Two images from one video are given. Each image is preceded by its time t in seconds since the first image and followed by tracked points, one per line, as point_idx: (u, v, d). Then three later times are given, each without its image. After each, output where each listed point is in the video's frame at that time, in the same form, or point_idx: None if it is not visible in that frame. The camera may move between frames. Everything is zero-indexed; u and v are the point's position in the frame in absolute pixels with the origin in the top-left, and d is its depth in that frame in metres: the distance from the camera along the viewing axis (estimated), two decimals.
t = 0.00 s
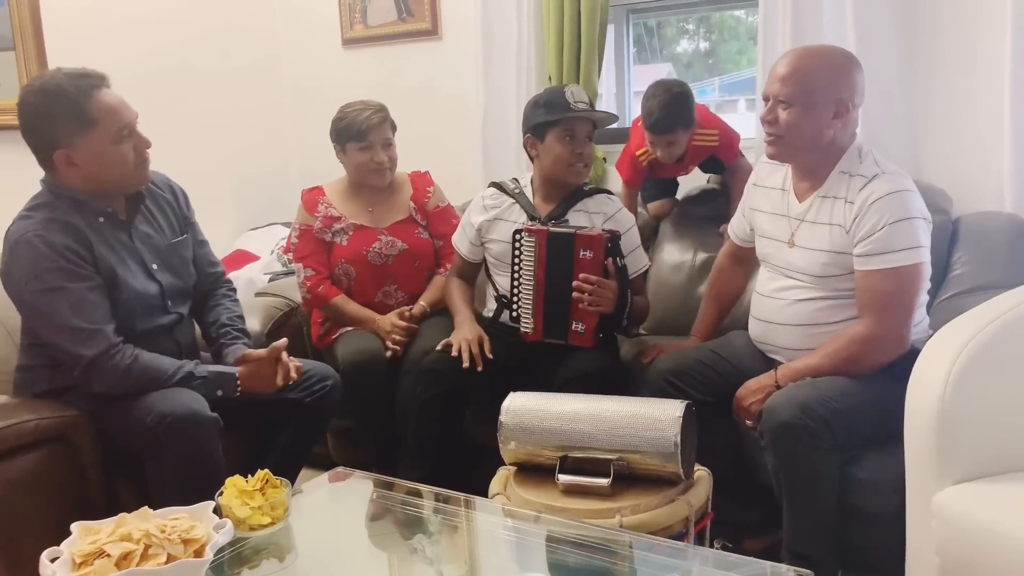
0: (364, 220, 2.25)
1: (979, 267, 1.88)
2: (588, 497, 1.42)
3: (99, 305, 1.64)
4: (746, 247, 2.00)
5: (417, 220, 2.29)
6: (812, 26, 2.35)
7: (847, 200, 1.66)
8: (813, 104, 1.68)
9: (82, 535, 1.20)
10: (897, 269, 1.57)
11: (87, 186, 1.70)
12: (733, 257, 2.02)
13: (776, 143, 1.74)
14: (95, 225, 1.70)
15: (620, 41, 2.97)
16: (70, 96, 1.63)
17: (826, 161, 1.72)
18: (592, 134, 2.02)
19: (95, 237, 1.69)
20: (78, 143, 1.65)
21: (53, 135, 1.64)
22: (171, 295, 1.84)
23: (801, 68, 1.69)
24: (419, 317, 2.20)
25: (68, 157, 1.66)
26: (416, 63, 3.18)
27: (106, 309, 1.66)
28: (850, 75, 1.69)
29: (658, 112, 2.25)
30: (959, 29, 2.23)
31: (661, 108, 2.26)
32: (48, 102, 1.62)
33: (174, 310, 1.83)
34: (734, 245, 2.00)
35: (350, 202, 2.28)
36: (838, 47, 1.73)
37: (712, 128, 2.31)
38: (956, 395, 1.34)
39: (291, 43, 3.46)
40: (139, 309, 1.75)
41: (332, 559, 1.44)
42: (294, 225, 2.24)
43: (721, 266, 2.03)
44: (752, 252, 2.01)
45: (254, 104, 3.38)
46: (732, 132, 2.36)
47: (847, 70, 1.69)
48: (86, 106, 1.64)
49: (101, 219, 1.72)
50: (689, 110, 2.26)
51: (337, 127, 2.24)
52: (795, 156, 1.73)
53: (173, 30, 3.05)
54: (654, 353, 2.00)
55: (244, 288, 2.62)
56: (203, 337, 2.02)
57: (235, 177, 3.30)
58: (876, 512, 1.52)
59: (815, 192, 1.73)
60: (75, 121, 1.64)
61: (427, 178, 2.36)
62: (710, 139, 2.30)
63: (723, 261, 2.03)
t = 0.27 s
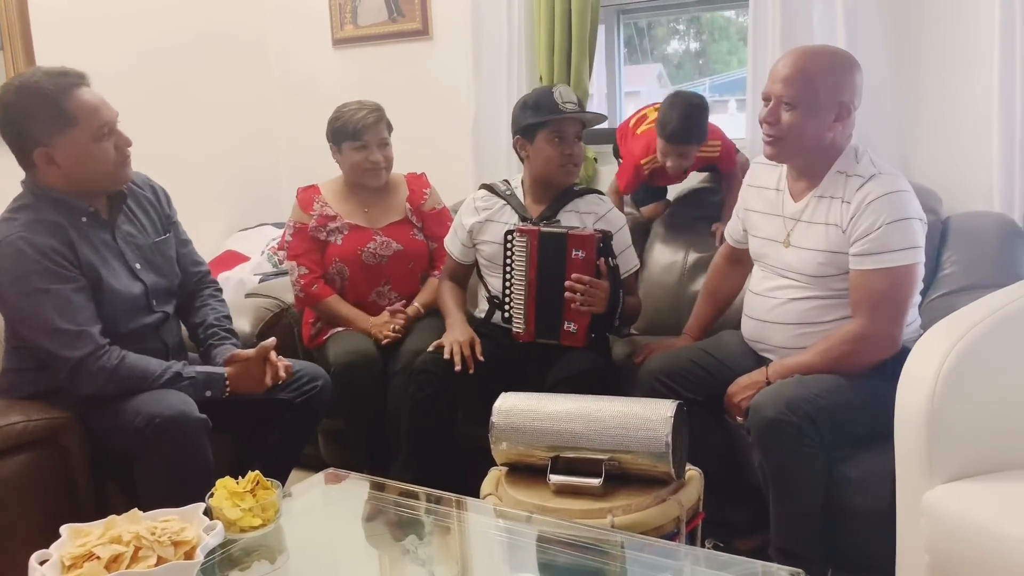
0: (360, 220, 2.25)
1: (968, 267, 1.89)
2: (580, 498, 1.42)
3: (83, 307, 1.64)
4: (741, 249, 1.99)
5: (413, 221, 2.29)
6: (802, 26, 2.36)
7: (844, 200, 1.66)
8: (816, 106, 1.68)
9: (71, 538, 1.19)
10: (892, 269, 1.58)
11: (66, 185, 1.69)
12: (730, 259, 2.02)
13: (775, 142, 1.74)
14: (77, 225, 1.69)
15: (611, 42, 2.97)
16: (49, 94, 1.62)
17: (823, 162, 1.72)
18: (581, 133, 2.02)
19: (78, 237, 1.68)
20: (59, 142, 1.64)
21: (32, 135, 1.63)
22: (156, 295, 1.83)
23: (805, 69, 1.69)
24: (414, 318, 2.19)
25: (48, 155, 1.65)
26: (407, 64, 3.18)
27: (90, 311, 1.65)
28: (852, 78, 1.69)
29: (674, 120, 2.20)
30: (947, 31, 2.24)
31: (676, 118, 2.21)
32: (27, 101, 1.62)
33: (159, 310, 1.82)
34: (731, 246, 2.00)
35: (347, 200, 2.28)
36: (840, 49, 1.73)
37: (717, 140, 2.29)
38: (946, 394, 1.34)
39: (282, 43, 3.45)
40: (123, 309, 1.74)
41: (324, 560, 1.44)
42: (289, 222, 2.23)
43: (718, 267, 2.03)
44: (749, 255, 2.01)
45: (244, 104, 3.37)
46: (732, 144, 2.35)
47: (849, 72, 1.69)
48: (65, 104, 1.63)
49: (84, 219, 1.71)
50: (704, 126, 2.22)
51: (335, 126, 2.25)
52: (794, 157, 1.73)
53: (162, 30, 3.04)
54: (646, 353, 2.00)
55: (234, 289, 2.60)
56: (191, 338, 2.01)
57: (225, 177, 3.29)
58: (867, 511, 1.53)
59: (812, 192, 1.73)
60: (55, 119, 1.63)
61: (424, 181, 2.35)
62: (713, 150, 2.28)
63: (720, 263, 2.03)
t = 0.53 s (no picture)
0: (357, 219, 2.24)
1: (963, 265, 1.89)
2: (576, 497, 1.42)
3: (75, 308, 1.63)
4: (733, 246, 2.00)
5: (411, 220, 2.29)
6: (798, 26, 2.36)
7: (837, 200, 1.67)
8: (812, 108, 1.68)
9: (67, 539, 1.19)
10: (885, 269, 1.58)
11: (54, 186, 1.68)
12: (720, 254, 2.02)
13: (771, 142, 1.74)
14: (66, 226, 1.69)
15: (607, 41, 2.97)
16: (36, 95, 1.62)
17: (818, 162, 1.73)
18: (566, 132, 2.02)
19: (68, 239, 1.68)
20: (45, 142, 1.64)
21: (19, 136, 1.63)
22: (148, 295, 1.82)
23: (803, 71, 1.68)
24: (411, 317, 2.19)
25: (35, 156, 1.65)
26: (402, 63, 3.17)
27: (82, 313, 1.65)
28: (848, 79, 1.70)
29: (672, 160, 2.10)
30: (942, 31, 2.25)
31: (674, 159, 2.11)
32: (12, 100, 1.61)
33: (151, 310, 1.82)
34: (721, 241, 2.01)
35: (345, 198, 2.28)
36: (837, 50, 1.73)
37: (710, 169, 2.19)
38: (940, 391, 1.34)
39: (276, 43, 3.44)
40: (114, 310, 1.73)
41: (320, 560, 1.44)
42: (288, 218, 2.23)
43: (708, 262, 2.03)
44: (739, 251, 2.01)
45: (239, 104, 3.36)
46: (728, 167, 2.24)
47: (845, 74, 1.69)
48: (50, 105, 1.63)
49: (73, 220, 1.70)
50: (702, 166, 2.13)
51: (336, 122, 2.26)
52: (789, 157, 1.73)
53: (156, 30, 3.03)
54: (642, 352, 2.01)
55: (228, 289, 2.58)
56: (185, 338, 2.01)
57: (220, 177, 3.28)
58: (862, 509, 1.53)
59: (806, 192, 1.73)
60: (41, 120, 1.62)
61: (423, 180, 2.35)
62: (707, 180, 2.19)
63: (709, 257, 2.03)
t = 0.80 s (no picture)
0: (356, 218, 2.24)
1: (962, 262, 1.89)
2: (575, 496, 1.42)
3: (71, 310, 1.63)
4: (720, 243, 2.00)
5: (410, 220, 2.29)
6: (796, 24, 2.36)
7: (832, 198, 1.67)
8: (806, 106, 1.68)
9: (66, 539, 1.19)
10: (883, 266, 1.58)
11: (47, 189, 1.68)
12: (703, 250, 2.02)
13: (765, 142, 1.73)
14: (61, 228, 1.69)
15: (605, 39, 2.97)
16: (29, 96, 1.61)
17: (811, 160, 1.72)
18: (555, 130, 2.00)
19: (62, 241, 1.68)
20: (38, 144, 1.63)
21: (12, 138, 1.63)
22: (144, 295, 1.82)
23: (797, 69, 1.69)
24: (411, 317, 2.19)
25: (28, 158, 1.65)
26: (400, 61, 3.17)
27: (77, 314, 1.65)
28: (841, 77, 1.70)
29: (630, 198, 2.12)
30: (939, 29, 2.25)
31: (638, 192, 2.11)
32: (5, 103, 1.61)
33: (147, 310, 1.82)
34: (706, 237, 2.00)
35: (344, 197, 2.28)
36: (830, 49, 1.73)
37: (691, 193, 2.13)
38: (939, 389, 1.34)
39: (274, 42, 3.44)
40: (110, 311, 1.73)
41: (321, 558, 1.44)
42: (288, 217, 2.22)
43: (692, 259, 2.03)
44: (724, 247, 2.01)
45: (237, 103, 3.36)
46: (713, 181, 2.17)
47: (838, 72, 1.69)
48: (42, 107, 1.62)
49: (68, 222, 1.71)
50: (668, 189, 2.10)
51: (337, 120, 2.26)
52: (784, 156, 1.73)
53: (154, 30, 3.02)
54: (638, 351, 2.01)
55: (228, 289, 2.59)
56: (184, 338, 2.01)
57: (219, 176, 3.28)
58: (861, 507, 1.53)
59: (801, 190, 1.73)
60: (34, 123, 1.62)
61: (423, 180, 2.36)
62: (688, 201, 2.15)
63: (692, 254, 2.03)
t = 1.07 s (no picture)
0: (357, 217, 2.24)
1: (962, 260, 1.89)
2: (576, 494, 1.42)
3: (69, 310, 1.63)
4: (716, 245, 1.99)
5: (410, 220, 2.29)
6: (795, 22, 2.36)
7: (824, 197, 1.67)
8: (792, 106, 1.68)
9: (67, 538, 1.19)
10: (876, 264, 1.58)
11: (45, 189, 1.68)
12: (701, 254, 2.01)
13: (754, 144, 1.73)
14: (59, 228, 1.69)
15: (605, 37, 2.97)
16: (26, 96, 1.61)
17: (801, 160, 1.72)
18: (561, 129, 2.01)
19: (61, 240, 1.68)
20: (35, 143, 1.63)
21: (9, 138, 1.63)
22: (143, 295, 1.82)
23: (780, 70, 1.68)
24: (409, 315, 2.19)
25: (24, 158, 1.65)
26: (400, 60, 3.17)
27: (76, 314, 1.65)
28: (825, 76, 1.69)
29: (637, 205, 2.10)
30: (938, 27, 2.24)
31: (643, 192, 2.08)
32: (3, 102, 1.61)
33: (146, 310, 1.82)
34: (703, 240, 2.00)
35: (345, 195, 2.28)
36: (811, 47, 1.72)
37: (691, 190, 2.13)
38: (939, 388, 1.34)
39: (274, 41, 3.43)
40: (110, 310, 1.73)
41: (321, 557, 1.44)
42: (288, 217, 2.22)
43: (690, 263, 2.02)
44: (719, 250, 2.00)
45: (237, 102, 3.36)
46: (709, 176, 2.18)
47: (821, 70, 1.69)
48: (40, 106, 1.62)
49: (67, 222, 1.71)
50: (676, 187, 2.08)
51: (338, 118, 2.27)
52: (773, 158, 1.73)
53: (153, 30, 3.02)
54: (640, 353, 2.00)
55: (228, 288, 2.59)
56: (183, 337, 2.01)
57: (219, 176, 3.28)
58: (861, 505, 1.53)
59: (793, 191, 1.73)
60: (31, 122, 1.62)
61: (423, 179, 2.36)
62: (691, 199, 2.15)
63: (691, 257, 2.02)
